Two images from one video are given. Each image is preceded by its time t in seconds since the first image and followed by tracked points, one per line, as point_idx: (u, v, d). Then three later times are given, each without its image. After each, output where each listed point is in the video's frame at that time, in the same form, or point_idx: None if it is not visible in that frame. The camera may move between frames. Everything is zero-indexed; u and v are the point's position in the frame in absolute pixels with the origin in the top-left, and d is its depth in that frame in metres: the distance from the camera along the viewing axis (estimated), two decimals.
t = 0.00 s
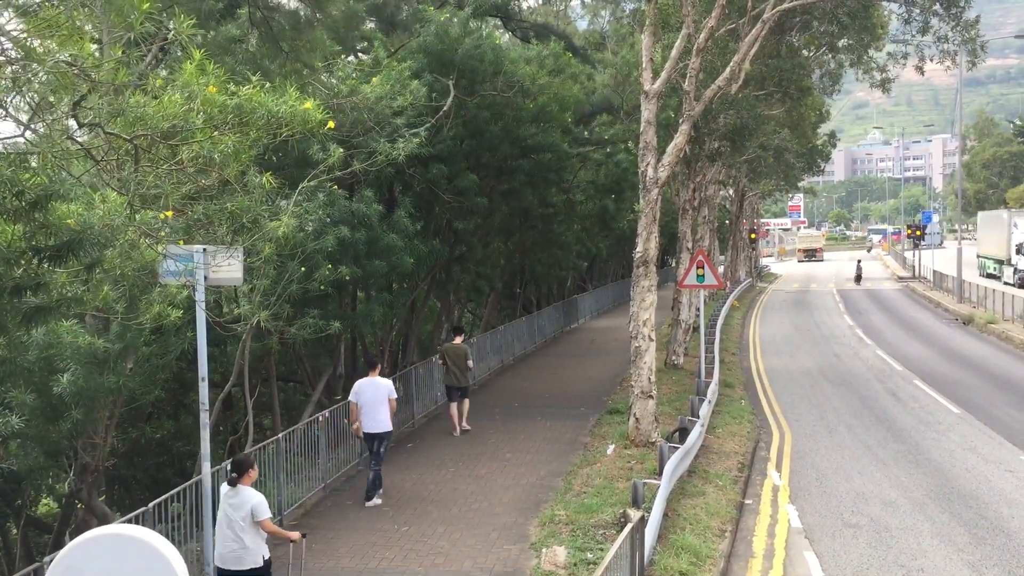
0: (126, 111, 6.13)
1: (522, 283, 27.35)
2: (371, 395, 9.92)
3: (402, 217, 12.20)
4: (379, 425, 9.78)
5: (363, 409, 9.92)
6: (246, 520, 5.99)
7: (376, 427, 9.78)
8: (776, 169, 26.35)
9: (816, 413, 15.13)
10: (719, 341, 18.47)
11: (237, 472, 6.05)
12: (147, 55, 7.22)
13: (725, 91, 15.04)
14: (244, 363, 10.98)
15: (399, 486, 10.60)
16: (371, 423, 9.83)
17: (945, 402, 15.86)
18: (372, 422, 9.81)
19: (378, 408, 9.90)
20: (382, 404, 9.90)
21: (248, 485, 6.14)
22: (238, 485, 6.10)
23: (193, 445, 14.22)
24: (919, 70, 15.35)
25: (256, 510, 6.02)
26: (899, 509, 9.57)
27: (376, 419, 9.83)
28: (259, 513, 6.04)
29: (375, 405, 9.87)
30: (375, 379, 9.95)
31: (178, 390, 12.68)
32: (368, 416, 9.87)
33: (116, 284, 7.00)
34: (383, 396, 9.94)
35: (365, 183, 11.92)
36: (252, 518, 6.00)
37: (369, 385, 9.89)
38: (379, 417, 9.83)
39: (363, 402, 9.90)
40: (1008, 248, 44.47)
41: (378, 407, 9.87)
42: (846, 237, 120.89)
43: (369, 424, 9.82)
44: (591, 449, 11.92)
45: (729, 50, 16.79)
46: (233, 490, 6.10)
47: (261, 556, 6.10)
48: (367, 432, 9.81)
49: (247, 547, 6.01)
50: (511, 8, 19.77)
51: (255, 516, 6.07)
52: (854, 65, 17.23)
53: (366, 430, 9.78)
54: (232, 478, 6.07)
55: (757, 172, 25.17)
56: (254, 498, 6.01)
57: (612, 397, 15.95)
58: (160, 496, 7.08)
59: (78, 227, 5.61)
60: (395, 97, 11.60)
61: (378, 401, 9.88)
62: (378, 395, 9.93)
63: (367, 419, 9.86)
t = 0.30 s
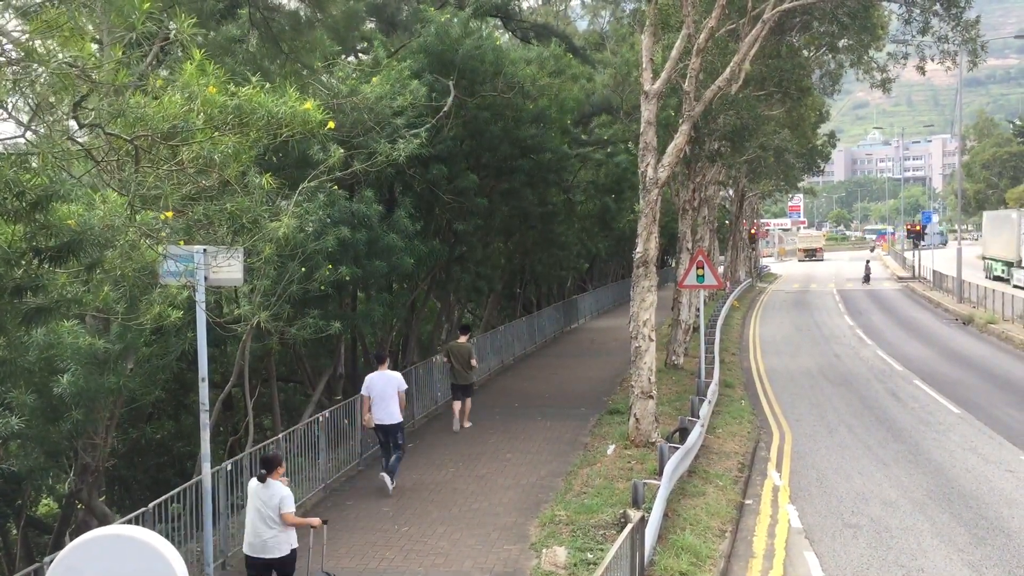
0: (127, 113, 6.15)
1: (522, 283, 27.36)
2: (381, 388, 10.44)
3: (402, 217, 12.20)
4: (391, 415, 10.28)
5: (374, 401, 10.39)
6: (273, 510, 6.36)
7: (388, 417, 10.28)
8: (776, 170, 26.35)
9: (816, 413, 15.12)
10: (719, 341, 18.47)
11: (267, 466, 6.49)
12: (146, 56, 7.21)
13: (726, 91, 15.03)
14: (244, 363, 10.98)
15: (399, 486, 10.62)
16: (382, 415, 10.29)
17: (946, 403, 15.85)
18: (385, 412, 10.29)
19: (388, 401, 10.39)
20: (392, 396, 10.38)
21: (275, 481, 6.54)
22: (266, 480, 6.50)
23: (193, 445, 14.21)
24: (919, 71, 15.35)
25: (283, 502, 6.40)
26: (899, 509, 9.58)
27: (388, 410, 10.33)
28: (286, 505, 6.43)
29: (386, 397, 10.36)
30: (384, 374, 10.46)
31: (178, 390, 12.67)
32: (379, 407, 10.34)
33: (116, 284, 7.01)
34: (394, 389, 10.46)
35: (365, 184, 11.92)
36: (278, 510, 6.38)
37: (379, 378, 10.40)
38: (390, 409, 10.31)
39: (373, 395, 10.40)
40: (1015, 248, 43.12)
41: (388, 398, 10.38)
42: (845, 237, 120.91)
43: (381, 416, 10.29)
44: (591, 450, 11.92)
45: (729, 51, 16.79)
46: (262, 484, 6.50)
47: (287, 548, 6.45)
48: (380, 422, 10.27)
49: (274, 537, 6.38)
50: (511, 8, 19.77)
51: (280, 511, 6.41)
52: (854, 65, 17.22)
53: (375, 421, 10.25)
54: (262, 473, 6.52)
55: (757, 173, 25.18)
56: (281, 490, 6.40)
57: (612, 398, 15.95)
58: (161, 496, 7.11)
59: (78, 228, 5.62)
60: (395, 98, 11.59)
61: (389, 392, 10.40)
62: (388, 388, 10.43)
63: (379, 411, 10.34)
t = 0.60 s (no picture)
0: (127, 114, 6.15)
1: (522, 283, 27.36)
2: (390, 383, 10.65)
3: (401, 217, 12.19)
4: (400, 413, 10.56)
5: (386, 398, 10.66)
6: (296, 495, 6.62)
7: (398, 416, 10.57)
8: (776, 170, 26.33)
9: (817, 413, 15.12)
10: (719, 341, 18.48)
11: (286, 453, 6.71)
12: (147, 56, 7.21)
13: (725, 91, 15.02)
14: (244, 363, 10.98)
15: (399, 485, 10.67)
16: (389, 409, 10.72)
17: (946, 402, 15.84)
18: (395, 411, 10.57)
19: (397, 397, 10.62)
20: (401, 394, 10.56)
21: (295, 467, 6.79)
22: (286, 466, 6.74)
23: (193, 445, 14.20)
24: (919, 71, 15.34)
25: (305, 486, 6.67)
26: (900, 509, 9.58)
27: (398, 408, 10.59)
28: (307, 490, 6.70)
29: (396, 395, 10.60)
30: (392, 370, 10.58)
31: (178, 390, 12.67)
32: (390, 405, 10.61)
33: (116, 284, 7.01)
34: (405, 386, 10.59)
35: (365, 184, 11.92)
36: (300, 494, 6.64)
37: (389, 376, 10.58)
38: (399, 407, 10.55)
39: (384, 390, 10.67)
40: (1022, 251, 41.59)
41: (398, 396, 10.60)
42: (846, 237, 120.89)
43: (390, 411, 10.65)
44: (591, 450, 11.92)
45: (729, 51, 16.78)
46: (282, 471, 6.74)
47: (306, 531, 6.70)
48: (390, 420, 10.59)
49: (295, 519, 6.63)
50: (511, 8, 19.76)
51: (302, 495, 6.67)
52: (854, 65, 17.20)
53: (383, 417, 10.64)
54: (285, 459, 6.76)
55: (757, 173, 25.18)
56: (303, 475, 6.67)
57: (613, 397, 15.95)
58: (160, 496, 7.12)
59: (77, 229, 5.62)
60: (395, 97, 11.58)
61: (399, 390, 10.59)
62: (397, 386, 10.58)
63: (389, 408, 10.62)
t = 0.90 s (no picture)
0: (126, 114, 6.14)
1: (522, 283, 27.37)
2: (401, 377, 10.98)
3: (401, 218, 12.20)
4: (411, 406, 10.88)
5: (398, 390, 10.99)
6: (312, 481, 6.91)
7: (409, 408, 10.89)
8: (776, 170, 26.32)
9: (817, 413, 15.11)
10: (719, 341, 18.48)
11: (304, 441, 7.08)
12: (147, 58, 7.21)
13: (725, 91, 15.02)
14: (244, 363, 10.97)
15: (398, 485, 10.68)
16: (399, 397, 11.32)
17: (946, 402, 15.85)
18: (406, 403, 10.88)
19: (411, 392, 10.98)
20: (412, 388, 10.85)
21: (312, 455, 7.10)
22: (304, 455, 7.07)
23: (193, 445, 14.19)
24: (919, 71, 15.33)
25: (317, 475, 6.92)
26: (899, 509, 9.58)
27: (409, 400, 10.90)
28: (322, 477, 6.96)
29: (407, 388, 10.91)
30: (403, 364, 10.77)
31: (178, 389, 12.66)
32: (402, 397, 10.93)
33: (116, 284, 7.01)
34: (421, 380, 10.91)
35: (365, 184, 11.92)
36: (315, 481, 6.92)
37: (401, 370, 10.88)
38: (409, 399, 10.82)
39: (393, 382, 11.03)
40: None
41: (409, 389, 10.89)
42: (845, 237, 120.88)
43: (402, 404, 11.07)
44: (591, 450, 11.91)
45: (729, 51, 16.78)
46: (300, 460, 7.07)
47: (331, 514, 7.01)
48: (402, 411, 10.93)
49: (315, 507, 6.93)
50: (511, 8, 19.76)
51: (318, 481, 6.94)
52: (854, 65, 17.18)
53: (393, 406, 11.18)
54: (305, 449, 7.15)
55: (757, 173, 25.19)
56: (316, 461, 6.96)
57: (613, 397, 15.96)
58: (161, 497, 7.12)
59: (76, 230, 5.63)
60: (395, 97, 11.57)
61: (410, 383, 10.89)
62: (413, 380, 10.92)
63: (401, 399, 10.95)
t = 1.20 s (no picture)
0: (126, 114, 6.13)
1: (522, 283, 27.38)
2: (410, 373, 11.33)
3: (401, 218, 12.20)
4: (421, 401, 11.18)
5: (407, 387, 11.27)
6: (335, 478, 7.17)
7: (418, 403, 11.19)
8: (776, 170, 26.31)
9: (817, 413, 15.11)
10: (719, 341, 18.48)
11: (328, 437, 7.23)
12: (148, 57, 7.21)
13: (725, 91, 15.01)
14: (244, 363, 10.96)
15: (397, 485, 10.69)
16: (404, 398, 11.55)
17: (946, 402, 15.84)
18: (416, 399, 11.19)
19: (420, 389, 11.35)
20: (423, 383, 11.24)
21: (334, 450, 7.28)
22: (327, 450, 7.24)
23: (193, 445, 14.19)
24: (919, 71, 15.33)
25: (339, 471, 7.18)
26: (899, 509, 9.58)
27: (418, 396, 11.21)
28: (343, 471, 7.21)
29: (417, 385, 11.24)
30: (416, 359, 10.92)
31: (178, 389, 12.67)
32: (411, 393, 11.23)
33: (116, 285, 7.01)
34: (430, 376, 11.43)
35: (365, 184, 11.92)
36: (337, 477, 7.18)
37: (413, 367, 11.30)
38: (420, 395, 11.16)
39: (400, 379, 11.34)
40: None
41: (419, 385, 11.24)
42: (845, 237, 120.82)
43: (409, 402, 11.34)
44: (591, 450, 11.90)
45: (729, 51, 16.78)
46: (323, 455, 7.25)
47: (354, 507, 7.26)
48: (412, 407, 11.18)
49: (338, 501, 7.18)
50: (511, 8, 19.74)
51: (339, 477, 7.21)
52: (854, 65, 17.17)
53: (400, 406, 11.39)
54: (326, 445, 7.32)
55: (757, 173, 25.18)
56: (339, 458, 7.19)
57: (613, 397, 15.96)
58: (161, 497, 7.13)
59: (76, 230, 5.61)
60: (396, 97, 11.58)
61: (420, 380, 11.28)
62: (422, 376, 11.40)
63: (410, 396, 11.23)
